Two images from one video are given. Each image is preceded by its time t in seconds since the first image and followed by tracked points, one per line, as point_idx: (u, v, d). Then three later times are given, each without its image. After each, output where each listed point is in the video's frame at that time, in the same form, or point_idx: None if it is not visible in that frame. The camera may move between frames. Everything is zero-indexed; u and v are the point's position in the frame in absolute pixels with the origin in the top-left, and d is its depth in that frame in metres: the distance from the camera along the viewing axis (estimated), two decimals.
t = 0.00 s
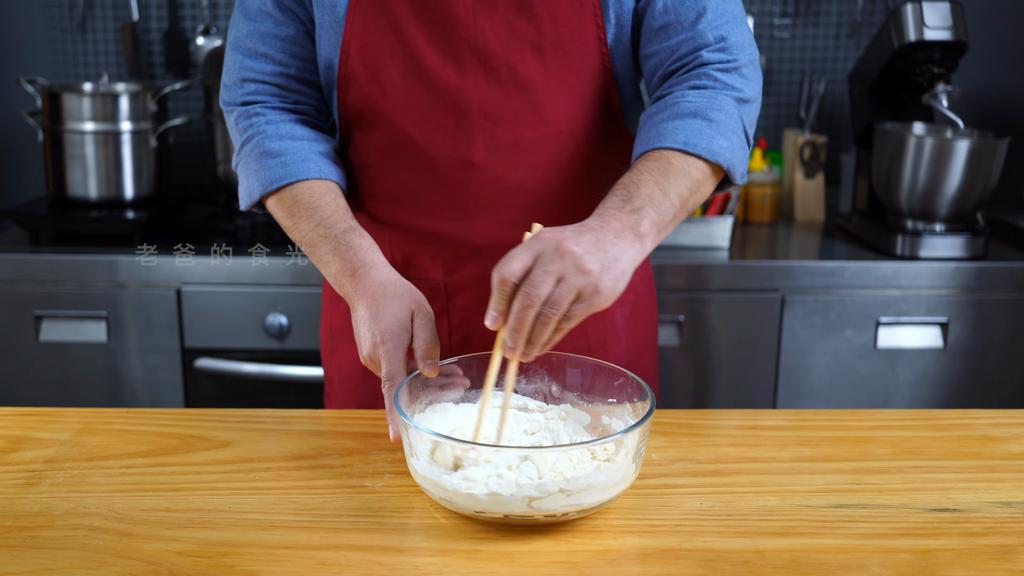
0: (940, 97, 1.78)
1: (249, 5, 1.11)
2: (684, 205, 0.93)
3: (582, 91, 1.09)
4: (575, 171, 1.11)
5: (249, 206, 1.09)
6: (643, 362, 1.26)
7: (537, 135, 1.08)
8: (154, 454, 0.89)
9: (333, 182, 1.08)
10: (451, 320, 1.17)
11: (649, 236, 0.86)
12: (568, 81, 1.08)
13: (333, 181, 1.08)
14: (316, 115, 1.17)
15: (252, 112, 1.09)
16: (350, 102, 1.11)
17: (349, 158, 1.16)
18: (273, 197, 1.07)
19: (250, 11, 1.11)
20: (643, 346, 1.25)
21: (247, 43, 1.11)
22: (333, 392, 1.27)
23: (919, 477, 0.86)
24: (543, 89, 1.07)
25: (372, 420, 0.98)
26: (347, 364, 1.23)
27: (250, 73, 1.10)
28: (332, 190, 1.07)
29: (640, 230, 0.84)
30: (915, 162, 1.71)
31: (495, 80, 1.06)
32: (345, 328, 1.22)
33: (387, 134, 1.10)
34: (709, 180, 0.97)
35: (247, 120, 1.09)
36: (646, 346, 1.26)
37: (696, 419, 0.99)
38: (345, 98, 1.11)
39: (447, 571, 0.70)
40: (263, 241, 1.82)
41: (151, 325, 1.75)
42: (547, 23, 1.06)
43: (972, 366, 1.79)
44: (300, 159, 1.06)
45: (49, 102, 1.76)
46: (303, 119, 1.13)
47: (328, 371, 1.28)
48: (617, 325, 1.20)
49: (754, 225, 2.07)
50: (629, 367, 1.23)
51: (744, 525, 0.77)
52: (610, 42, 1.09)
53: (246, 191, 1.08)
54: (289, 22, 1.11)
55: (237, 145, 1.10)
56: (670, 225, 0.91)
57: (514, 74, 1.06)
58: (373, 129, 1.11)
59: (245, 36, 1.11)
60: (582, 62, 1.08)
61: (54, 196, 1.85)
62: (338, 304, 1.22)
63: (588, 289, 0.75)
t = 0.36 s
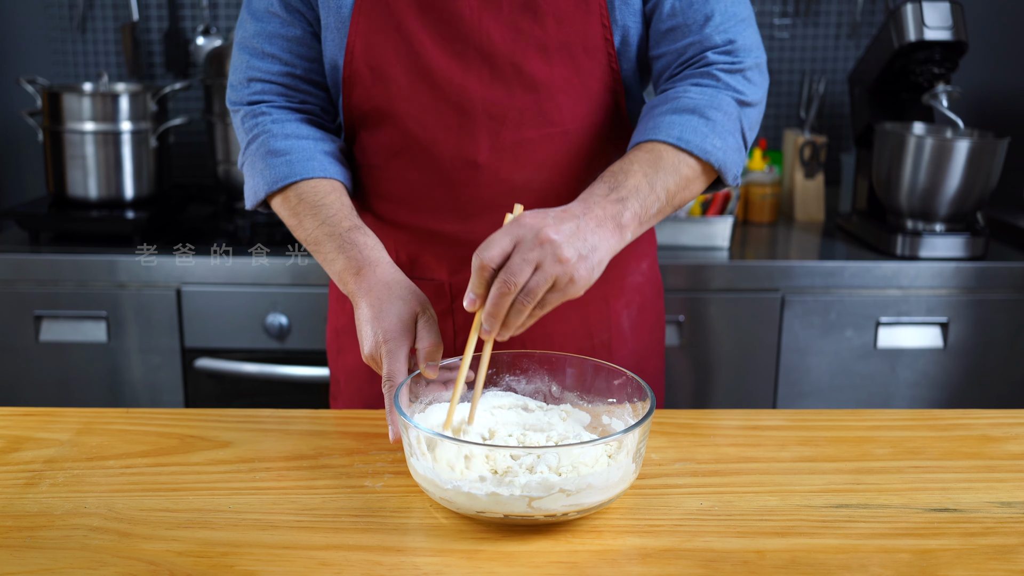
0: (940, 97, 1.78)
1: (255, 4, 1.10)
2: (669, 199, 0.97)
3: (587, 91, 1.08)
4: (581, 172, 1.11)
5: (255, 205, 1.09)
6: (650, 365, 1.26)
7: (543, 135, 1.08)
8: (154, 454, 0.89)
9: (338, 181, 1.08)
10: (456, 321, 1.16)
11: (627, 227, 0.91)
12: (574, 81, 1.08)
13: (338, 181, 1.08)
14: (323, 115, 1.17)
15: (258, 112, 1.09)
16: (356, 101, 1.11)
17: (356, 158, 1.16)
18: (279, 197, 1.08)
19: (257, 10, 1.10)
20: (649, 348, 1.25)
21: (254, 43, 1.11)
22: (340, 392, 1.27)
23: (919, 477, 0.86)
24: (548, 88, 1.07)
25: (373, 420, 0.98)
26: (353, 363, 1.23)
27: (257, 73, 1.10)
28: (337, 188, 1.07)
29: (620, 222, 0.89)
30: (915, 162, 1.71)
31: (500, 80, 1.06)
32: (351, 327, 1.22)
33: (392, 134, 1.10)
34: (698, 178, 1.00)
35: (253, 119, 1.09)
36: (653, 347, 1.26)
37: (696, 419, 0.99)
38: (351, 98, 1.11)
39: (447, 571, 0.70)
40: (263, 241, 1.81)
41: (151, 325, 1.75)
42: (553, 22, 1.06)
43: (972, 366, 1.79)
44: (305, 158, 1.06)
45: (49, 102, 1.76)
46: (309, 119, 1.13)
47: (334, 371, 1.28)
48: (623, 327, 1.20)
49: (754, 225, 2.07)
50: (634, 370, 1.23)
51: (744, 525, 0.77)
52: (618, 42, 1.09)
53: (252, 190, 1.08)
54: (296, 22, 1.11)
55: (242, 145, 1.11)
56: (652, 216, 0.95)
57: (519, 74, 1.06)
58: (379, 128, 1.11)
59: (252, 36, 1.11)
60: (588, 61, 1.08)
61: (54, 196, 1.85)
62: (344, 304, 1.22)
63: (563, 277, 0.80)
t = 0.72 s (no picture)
0: (940, 96, 1.78)
1: (257, 8, 1.11)
2: (692, 179, 0.98)
3: (586, 92, 1.08)
4: (578, 173, 1.11)
5: (257, 207, 1.10)
6: (650, 369, 1.26)
7: (539, 137, 1.08)
8: (154, 454, 0.89)
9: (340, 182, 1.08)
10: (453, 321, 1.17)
11: (650, 205, 0.92)
12: (571, 82, 1.07)
13: (340, 182, 1.08)
14: (325, 117, 1.17)
15: (260, 114, 1.10)
16: (353, 102, 1.11)
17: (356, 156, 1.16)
18: (282, 198, 1.08)
19: (259, 14, 1.11)
20: (652, 351, 1.25)
21: (256, 46, 1.11)
22: (340, 391, 1.27)
23: (919, 477, 0.86)
24: (545, 89, 1.07)
25: (373, 420, 0.98)
26: (354, 363, 1.23)
27: (258, 75, 1.11)
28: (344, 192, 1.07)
29: (642, 200, 0.91)
30: (915, 162, 1.71)
31: (496, 81, 1.06)
32: (352, 326, 1.23)
33: (390, 135, 1.10)
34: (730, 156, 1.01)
35: (255, 122, 1.09)
36: (654, 352, 1.26)
37: (696, 419, 0.99)
38: (348, 98, 1.11)
39: (447, 571, 0.70)
40: (263, 241, 1.81)
41: (151, 325, 1.75)
42: (550, 24, 1.06)
43: (972, 367, 1.79)
44: (307, 159, 1.06)
45: (49, 102, 1.76)
46: (310, 121, 1.13)
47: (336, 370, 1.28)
48: (622, 330, 1.20)
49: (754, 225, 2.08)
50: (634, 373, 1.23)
51: (744, 525, 0.76)
52: (617, 45, 1.08)
53: (254, 192, 1.08)
54: (298, 26, 1.11)
55: (245, 147, 1.11)
56: (675, 194, 0.96)
57: (515, 75, 1.06)
58: (376, 129, 1.11)
59: (254, 39, 1.11)
60: (586, 63, 1.07)
61: (54, 196, 1.85)
62: (347, 304, 1.22)
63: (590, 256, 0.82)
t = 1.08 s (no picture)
0: (940, 97, 1.78)
1: (258, 10, 1.09)
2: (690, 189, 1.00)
3: (586, 92, 1.08)
4: (579, 173, 1.11)
5: (262, 207, 1.10)
6: (650, 369, 1.27)
7: (541, 137, 1.09)
8: (154, 454, 0.89)
9: (345, 180, 1.07)
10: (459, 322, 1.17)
11: (668, 205, 0.97)
12: (571, 82, 1.07)
13: (345, 181, 1.07)
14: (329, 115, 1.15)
15: (262, 116, 1.09)
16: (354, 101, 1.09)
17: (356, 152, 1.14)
18: (286, 200, 1.09)
19: (261, 16, 1.09)
20: (649, 352, 1.25)
21: (258, 48, 1.10)
22: (341, 391, 1.27)
23: (919, 477, 0.86)
24: (546, 90, 1.07)
25: (373, 420, 0.98)
26: (355, 364, 1.23)
27: (260, 78, 1.10)
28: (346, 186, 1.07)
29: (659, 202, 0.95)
30: (915, 162, 1.71)
31: (497, 82, 1.06)
32: (353, 327, 1.22)
33: (391, 135, 1.09)
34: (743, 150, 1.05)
35: (258, 123, 1.09)
36: (654, 352, 1.26)
37: (696, 419, 0.99)
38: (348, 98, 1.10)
39: (447, 571, 0.70)
40: (263, 241, 1.81)
41: (151, 325, 1.75)
42: (550, 23, 1.05)
43: (972, 367, 1.79)
44: (310, 160, 1.06)
45: (49, 102, 1.76)
46: (313, 120, 1.11)
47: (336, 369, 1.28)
48: (623, 331, 1.20)
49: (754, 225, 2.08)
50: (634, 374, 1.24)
51: (743, 525, 0.76)
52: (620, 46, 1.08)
53: (259, 194, 1.09)
54: (300, 28, 1.10)
55: (248, 148, 1.11)
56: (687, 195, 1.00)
57: (516, 76, 1.06)
58: (378, 129, 1.10)
59: (256, 41, 1.10)
60: (586, 63, 1.07)
61: (54, 196, 1.85)
62: (346, 304, 1.21)
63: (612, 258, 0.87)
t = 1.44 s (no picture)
0: (941, 96, 1.78)
1: None
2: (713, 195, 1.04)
3: (594, 91, 1.09)
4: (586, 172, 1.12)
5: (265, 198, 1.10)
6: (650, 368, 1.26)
7: (551, 135, 1.09)
8: (154, 454, 0.89)
9: (348, 169, 1.08)
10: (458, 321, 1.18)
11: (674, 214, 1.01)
12: (581, 82, 1.08)
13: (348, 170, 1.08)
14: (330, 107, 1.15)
15: (263, 106, 1.08)
16: (362, 96, 1.08)
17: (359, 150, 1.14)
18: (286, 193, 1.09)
19: (264, 6, 1.07)
20: (650, 351, 1.25)
21: (260, 37, 1.08)
22: (341, 393, 1.28)
23: (919, 477, 0.85)
24: (556, 89, 1.07)
25: (373, 420, 0.98)
26: (355, 365, 1.23)
27: (262, 68, 1.08)
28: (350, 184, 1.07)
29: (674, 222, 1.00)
30: (915, 162, 1.70)
31: (511, 80, 1.06)
32: (353, 329, 1.23)
33: (402, 132, 1.09)
34: (748, 149, 1.04)
35: (259, 114, 1.08)
36: (654, 351, 1.26)
37: (696, 419, 0.99)
38: (357, 93, 1.08)
39: (447, 571, 0.70)
40: (263, 241, 1.81)
41: (151, 325, 1.75)
42: (565, 22, 1.05)
43: (972, 367, 1.79)
44: (313, 145, 1.06)
45: (49, 102, 1.76)
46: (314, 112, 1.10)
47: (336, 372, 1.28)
48: (624, 329, 1.20)
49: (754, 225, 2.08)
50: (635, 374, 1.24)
51: (743, 525, 0.76)
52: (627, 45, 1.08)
53: (262, 183, 1.09)
54: (304, 20, 1.08)
55: (249, 139, 1.10)
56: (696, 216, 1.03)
57: (530, 74, 1.06)
58: (387, 125, 1.09)
59: (258, 31, 1.08)
60: (596, 62, 1.08)
61: (54, 196, 1.84)
62: (345, 305, 1.22)
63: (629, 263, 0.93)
